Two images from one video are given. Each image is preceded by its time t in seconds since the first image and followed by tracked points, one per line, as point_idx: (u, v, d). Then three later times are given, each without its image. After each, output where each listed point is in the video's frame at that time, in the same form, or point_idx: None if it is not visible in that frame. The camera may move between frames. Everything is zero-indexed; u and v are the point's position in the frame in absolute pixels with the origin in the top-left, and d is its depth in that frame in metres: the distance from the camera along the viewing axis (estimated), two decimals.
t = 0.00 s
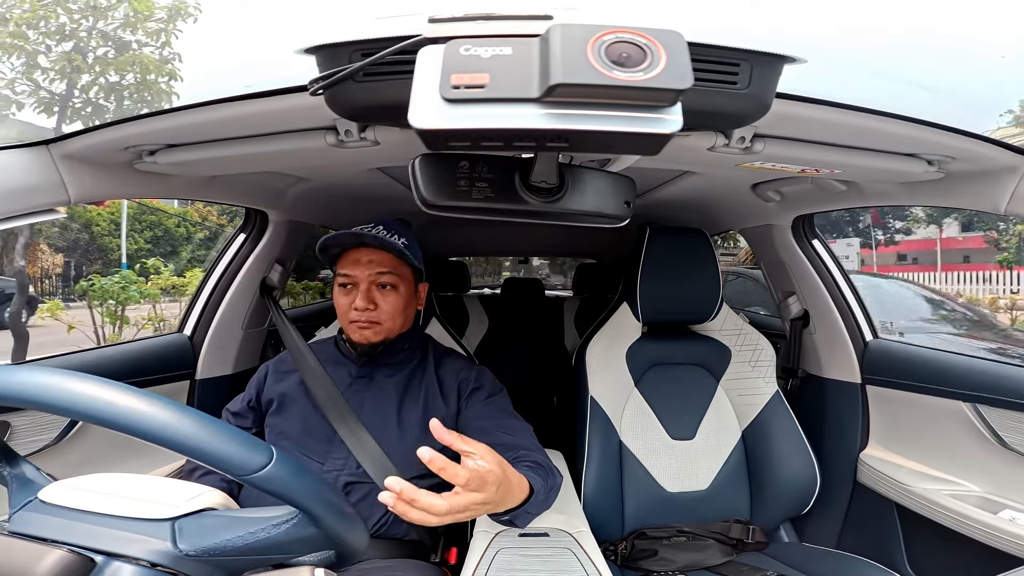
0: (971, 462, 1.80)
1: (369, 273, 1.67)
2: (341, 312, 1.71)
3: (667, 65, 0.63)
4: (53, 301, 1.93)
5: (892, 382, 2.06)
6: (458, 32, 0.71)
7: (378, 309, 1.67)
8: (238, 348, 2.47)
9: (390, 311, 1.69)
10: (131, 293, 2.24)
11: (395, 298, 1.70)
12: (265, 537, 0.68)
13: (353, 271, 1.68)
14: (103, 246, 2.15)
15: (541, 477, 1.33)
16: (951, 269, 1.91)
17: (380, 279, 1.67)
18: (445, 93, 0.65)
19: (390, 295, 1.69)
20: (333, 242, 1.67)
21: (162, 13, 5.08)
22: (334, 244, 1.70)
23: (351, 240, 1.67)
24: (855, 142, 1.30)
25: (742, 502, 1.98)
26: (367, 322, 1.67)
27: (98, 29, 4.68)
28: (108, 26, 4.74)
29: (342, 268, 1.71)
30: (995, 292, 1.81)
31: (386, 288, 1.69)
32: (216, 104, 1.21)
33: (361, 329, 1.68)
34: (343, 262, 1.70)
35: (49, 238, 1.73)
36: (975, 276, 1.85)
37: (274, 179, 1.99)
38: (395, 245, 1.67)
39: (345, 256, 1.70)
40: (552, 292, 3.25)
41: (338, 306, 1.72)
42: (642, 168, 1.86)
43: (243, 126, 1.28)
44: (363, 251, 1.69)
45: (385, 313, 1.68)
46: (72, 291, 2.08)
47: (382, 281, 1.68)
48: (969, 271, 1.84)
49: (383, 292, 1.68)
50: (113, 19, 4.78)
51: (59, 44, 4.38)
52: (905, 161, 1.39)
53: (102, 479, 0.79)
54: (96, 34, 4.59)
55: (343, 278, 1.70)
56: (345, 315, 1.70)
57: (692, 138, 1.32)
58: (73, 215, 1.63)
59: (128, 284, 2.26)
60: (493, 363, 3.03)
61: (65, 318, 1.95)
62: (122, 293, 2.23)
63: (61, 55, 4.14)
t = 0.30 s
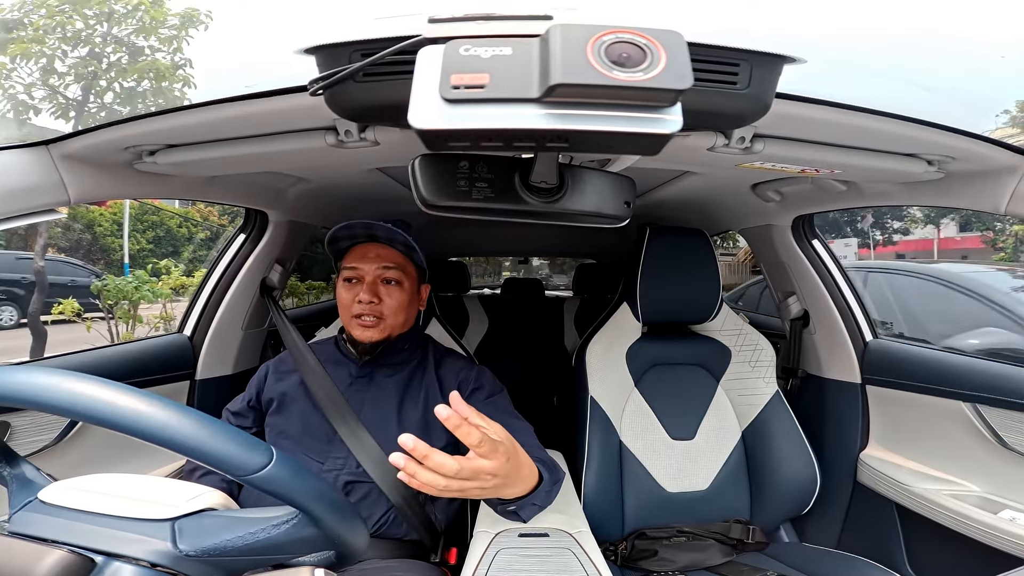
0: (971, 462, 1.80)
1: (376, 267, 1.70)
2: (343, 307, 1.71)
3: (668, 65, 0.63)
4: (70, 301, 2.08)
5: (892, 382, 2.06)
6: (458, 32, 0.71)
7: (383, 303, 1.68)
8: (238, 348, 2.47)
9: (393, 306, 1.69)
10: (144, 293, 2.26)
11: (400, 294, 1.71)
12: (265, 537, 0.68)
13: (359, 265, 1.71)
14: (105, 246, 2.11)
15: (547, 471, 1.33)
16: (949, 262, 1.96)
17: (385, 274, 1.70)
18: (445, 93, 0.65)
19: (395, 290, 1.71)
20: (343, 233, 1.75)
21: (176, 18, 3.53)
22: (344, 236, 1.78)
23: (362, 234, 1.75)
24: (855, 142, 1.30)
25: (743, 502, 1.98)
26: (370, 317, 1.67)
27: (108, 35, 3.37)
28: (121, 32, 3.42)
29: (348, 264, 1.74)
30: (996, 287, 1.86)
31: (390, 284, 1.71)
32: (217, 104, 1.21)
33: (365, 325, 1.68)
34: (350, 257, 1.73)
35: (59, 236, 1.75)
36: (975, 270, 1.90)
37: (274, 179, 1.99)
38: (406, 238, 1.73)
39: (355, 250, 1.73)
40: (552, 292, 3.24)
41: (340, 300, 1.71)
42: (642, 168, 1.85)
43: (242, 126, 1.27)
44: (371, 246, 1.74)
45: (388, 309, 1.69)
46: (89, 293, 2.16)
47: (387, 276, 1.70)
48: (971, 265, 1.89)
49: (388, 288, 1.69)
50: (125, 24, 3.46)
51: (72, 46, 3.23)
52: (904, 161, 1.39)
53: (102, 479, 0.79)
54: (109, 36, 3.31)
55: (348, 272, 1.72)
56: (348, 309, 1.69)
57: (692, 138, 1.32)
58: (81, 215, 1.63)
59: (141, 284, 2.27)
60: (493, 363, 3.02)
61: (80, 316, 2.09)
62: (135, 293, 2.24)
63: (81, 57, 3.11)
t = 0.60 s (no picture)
0: (971, 462, 1.80)
1: (383, 265, 1.74)
2: (348, 302, 1.73)
3: (667, 65, 0.63)
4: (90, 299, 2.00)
5: (892, 382, 2.07)
6: (458, 33, 0.71)
7: (388, 300, 1.72)
8: (238, 348, 2.47)
9: (398, 305, 1.73)
10: (161, 293, 2.25)
11: (406, 293, 1.76)
12: (265, 537, 0.68)
13: (368, 262, 1.74)
14: (107, 247, 2.03)
15: (547, 478, 1.32)
16: (945, 268, 1.94)
17: (393, 272, 1.74)
18: (445, 93, 0.65)
19: (402, 288, 1.75)
20: (354, 229, 1.79)
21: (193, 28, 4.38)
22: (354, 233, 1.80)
23: (373, 230, 1.78)
24: (855, 142, 1.30)
25: (742, 502, 1.98)
26: (376, 314, 1.71)
27: (129, 42, 4.00)
28: (142, 39, 4.08)
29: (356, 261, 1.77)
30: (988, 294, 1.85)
31: (398, 282, 1.75)
32: (217, 104, 1.21)
33: (369, 322, 1.70)
34: (359, 253, 1.75)
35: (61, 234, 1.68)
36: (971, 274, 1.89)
37: (274, 179, 1.98)
38: (417, 236, 1.80)
39: (363, 247, 1.77)
40: (552, 292, 3.25)
41: (345, 297, 1.74)
42: (642, 168, 1.85)
43: (242, 125, 1.27)
44: (381, 244, 1.78)
45: (393, 306, 1.73)
46: (107, 294, 2.07)
47: (395, 274, 1.75)
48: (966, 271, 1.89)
49: (395, 285, 1.74)
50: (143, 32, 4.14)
51: (93, 55, 3.45)
52: (904, 161, 1.39)
53: (103, 479, 0.80)
54: (130, 46, 3.85)
55: (356, 268, 1.75)
56: (353, 305, 1.72)
57: (692, 138, 1.32)
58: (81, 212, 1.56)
59: (157, 284, 2.24)
60: (493, 363, 3.02)
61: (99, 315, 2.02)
62: (153, 293, 2.21)
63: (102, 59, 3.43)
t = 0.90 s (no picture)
0: (971, 462, 1.80)
1: (393, 264, 1.75)
2: (354, 299, 1.72)
3: (667, 65, 0.63)
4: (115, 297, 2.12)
5: (892, 382, 2.07)
6: (458, 33, 0.71)
7: (395, 298, 1.73)
8: (238, 348, 2.47)
9: (405, 304, 1.74)
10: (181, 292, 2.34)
11: (413, 292, 1.77)
12: (265, 537, 0.68)
13: (377, 260, 1.75)
14: (110, 245, 2.05)
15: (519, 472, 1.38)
16: (941, 270, 1.91)
17: (402, 272, 1.75)
18: (445, 93, 0.65)
19: (409, 287, 1.76)
20: (367, 227, 1.79)
21: (210, 40, 4.74)
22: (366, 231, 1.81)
23: (385, 228, 1.79)
24: (855, 142, 1.30)
25: (743, 502, 1.98)
26: (382, 312, 1.71)
27: (152, 54, 4.58)
28: (161, 49, 4.65)
29: (365, 258, 1.77)
30: (979, 292, 1.83)
31: (406, 281, 1.76)
32: (217, 104, 1.21)
33: (375, 319, 1.71)
34: (369, 251, 1.75)
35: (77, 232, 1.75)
36: (960, 276, 1.87)
37: (273, 179, 1.98)
38: (428, 237, 1.82)
39: (374, 245, 1.77)
40: (552, 292, 3.25)
41: (351, 294, 1.73)
42: (642, 168, 1.85)
43: (242, 125, 1.27)
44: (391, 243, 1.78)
45: (401, 305, 1.73)
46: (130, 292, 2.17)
47: (404, 273, 1.76)
48: (962, 273, 1.85)
49: (403, 284, 1.75)
50: (166, 42, 4.68)
51: (117, 64, 4.03)
52: (904, 162, 1.39)
53: (103, 479, 0.80)
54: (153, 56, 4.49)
55: (365, 266, 1.75)
56: (358, 303, 1.72)
57: (692, 138, 1.32)
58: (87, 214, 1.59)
59: (178, 283, 2.33)
60: (493, 363, 3.02)
61: (124, 313, 2.13)
62: (174, 292, 2.31)
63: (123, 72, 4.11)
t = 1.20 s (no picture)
0: (971, 462, 1.80)
1: (391, 265, 1.74)
2: (352, 301, 1.71)
3: (668, 65, 0.63)
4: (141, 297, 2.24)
5: (893, 382, 2.06)
6: (458, 32, 0.71)
7: (394, 299, 1.71)
8: (238, 349, 2.47)
9: (404, 305, 1.73)
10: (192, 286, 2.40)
11: (412, 293, 1.76)
12: (265, 537, 0.68)
13: (375, 261, 1.74)
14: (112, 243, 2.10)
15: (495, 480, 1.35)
16: (937, 270, 1.90)
17: (400, 273, 1.74)
18: (445, 93, 0.65)
19: (408, 289, 1.75)
20: (365, 227, 1.78)
21: (227, 50, 4.52)
22: (363, 231, 1.80)
23: (383, 229, 1.78)
24: (854, 142, 1.30)
25: (743, 502, 1.98)
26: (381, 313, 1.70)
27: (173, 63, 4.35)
28: (178, 56, 4.32)
29: (363, 259, 1.75)
30: (972, 292, 1.82)
31: (404, 283, 1.75)
32: (217, 104, 1.21)
33: (373, 321, 1.69)
34: (367, 252, 1.74)
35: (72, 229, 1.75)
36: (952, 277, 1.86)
37: (273, 179, 1.98)
38: (426, 237, 1.81)
39: (371, 245, 1.76)
40: (552, 292, 3.25)
41: (349, 295, 1.72)
42: (643, 168, 1.85)
43: (242, 126, 1.28)
44: (389, 243, 1.77)
45: (400, 306, 1.72)
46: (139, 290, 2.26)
47: (402, 274, 1.75)
48: (957, 274, 1.83)
49: (402, 286, 1.74)
50: (187, 52, 4.47)
51: (140, 74, 3.88)
52: (905, 161, 1.39)
53: (103, 479, 0.80)
54: (179, 62, 4.12)
55: (363, 267, 1.74)
56: (357, 303, 1.70)
57: (692, 138, 1.32)
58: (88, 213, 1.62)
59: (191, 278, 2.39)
60: (493, 363, 3.02)
61: (148, 312, 2.25)
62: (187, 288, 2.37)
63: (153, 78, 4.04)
